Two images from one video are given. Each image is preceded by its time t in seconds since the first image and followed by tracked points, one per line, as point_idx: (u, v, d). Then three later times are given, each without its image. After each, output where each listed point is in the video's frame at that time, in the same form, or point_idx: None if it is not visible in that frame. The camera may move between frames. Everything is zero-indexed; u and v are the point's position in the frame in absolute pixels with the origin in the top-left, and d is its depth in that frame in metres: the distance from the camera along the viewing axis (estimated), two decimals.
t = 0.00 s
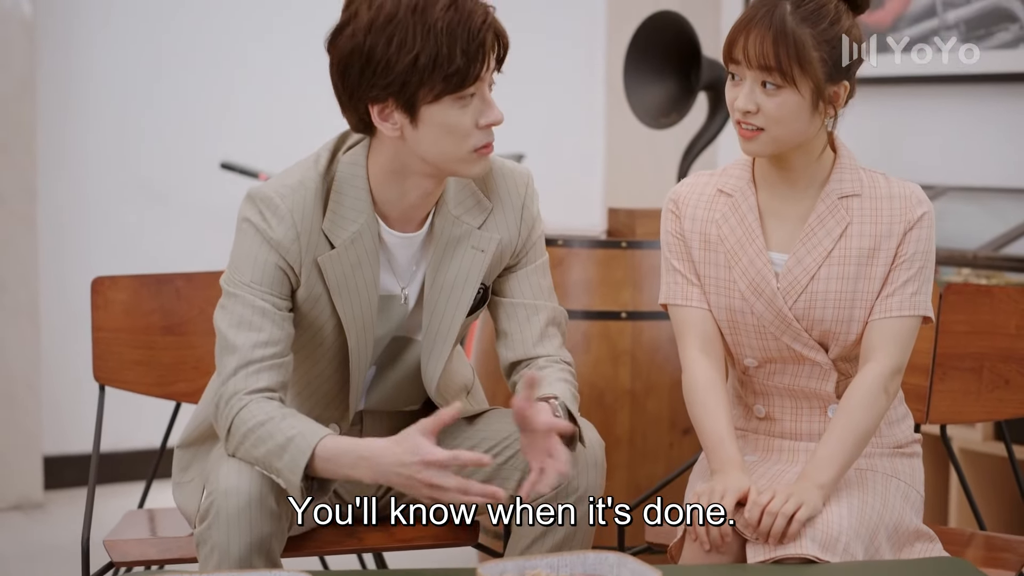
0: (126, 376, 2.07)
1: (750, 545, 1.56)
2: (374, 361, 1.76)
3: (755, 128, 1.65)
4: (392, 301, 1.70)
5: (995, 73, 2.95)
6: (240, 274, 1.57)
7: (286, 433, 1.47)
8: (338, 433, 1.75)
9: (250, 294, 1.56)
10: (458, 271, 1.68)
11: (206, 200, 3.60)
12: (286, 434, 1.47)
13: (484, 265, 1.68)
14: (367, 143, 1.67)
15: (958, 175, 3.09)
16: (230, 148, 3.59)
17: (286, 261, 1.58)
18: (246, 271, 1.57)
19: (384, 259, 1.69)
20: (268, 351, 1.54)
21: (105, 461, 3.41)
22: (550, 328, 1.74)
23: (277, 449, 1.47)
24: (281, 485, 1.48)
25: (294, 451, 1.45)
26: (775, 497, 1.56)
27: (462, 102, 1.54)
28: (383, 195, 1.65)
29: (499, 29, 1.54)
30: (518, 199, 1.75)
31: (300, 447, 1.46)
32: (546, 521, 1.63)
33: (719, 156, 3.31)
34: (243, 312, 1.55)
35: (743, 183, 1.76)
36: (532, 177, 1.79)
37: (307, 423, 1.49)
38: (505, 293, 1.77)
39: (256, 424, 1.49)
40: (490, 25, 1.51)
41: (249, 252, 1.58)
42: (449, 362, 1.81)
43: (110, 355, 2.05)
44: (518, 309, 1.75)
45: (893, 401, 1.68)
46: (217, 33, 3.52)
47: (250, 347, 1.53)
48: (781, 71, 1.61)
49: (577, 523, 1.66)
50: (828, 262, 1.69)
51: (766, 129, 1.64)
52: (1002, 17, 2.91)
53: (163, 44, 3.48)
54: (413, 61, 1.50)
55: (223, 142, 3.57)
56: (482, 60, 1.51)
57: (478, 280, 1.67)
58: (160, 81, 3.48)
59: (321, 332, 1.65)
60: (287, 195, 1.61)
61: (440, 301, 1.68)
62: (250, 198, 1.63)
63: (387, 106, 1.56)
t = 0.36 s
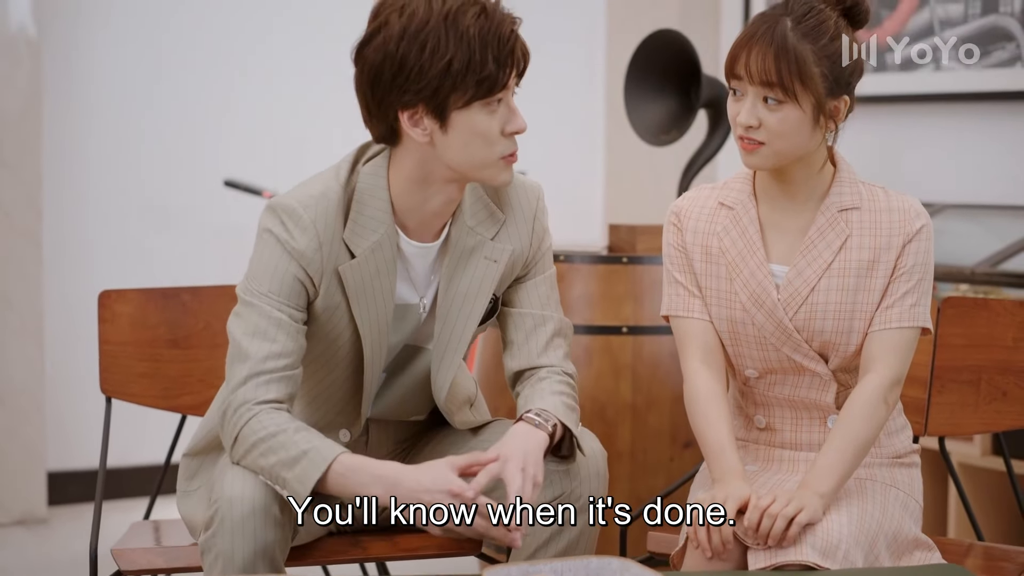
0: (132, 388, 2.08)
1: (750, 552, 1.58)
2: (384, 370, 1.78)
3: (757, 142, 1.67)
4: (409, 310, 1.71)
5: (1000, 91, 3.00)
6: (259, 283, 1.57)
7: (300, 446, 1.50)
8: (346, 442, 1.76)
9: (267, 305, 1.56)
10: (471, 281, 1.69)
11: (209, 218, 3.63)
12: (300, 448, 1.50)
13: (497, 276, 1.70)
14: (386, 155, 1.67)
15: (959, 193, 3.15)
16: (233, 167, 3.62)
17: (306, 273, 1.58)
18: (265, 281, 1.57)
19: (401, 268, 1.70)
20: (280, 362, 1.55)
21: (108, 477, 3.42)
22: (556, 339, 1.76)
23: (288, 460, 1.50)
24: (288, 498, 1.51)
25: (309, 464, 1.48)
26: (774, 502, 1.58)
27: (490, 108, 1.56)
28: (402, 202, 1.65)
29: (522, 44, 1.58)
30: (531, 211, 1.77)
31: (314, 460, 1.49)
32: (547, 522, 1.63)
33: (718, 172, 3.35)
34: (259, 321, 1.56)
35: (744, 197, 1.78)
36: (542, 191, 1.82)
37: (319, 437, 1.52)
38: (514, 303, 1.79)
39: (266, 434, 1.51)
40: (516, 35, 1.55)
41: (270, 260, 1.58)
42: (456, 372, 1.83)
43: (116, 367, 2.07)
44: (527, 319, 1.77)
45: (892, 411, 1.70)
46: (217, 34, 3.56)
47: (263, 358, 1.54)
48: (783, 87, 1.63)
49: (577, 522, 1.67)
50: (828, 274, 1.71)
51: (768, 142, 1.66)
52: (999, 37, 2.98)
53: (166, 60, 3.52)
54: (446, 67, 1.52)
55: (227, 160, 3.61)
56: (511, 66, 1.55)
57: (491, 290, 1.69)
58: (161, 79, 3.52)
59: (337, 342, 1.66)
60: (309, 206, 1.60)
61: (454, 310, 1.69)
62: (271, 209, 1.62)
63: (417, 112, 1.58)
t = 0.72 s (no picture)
0: (139, 397, 2.10)
1: (751, 554, 1.60)
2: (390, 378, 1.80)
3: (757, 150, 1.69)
4: (415, 320, 1.73)
5: (999, 107, 3.04)
6: (267, 291, 1.59)
7: (312, 450, 1.51)
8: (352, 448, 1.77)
9: (274, 312, 1.58)
10: (478, 291, 1.71)
11: (212, 230, 3.66)
12: (312, 451, 1.51)
13: (502, 285, 1.72)
14: (392, 166, 1.69)
15: (956, 204, 3.18)
16: (236, 180, 3.65)
17: (313, 280, 1.60)
18: (273, 288, 1.59)
19: (407, 278, 1.72)
20: (290, 368, 1.57)
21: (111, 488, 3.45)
22: (560, 347, 1.79)
23: (300, 463, 1.51)
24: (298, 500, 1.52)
25: (321, 467, 1.50)
26: (775, 504, 1.60)
27: (495, 125, 1.59)
28: (407, 213, 1.67)
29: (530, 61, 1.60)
30: (535, 220, 1.79)
31: (326, 464, 1.50)
32: (547, 521, 1.62)
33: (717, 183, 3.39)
34: (267, 327, 1.58)
35: (745, 205, 1.81)
36: (546, 201, 1.84)
37: (330, 441, 1.53)
38: (519, 312, 1.81)
39: (276, 438, 1.53)
40: (522, 52, 1.57)
41: (277, 268, 1.60)
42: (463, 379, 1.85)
43: (122, 376, 2.09)
44: (532, 327, 1.79)
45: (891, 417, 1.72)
46: (217, 35, 3.59)
47: (272, 364, 1.56)
48: (784, 97, 1.65)
49: (577, 522, 1.69)
50: (827, 281, 1.73)
51: (768, 151, 1.68)
52: (995, 51, 3.03)
53: (167, 69, 3.55)
54: (451, 83, 1.55)
55: (228, 172, 3.64)
56: (515, 85, 1.57)
57: (497, 300, 1.71)
58: (160, 74, 3.54)
59: (344, 349, 1.68)
60: (317, 216, 1.63)
61: (461, 319, 1.71)
62: (278, 217, 1.64)
63: (422, 127, 1.60)
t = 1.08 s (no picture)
0: (145, 403, 2.12)
1: (751, 556, 1.63)
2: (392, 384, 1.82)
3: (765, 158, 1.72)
4: (414, 326, 1.75)
5: (993, 118, 3.07)
6: (270, 296, 1.62)
7: (314, 452, 1.54)
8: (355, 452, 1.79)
9: (276, 317, 1.60)
10: (478, 297, 1.73)
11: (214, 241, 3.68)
12: (314, 453, 1.54)
13: (502, 292, 1.74)
14: (392, 174, 1.72)
15: (954, 214, 3.21)
16: (237, 190, 3.68)
17: (314, 285, 1.62)
18: (275, 293, 1.61)
19: (406, 285, 1.74)
20: (292, 372, 1.59)
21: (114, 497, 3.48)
22: (560, 352, 1.81)
23: (302, 465, 1.54)
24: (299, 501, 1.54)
25: (322, 469, 1.52)
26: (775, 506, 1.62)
27: (490, 132, 1.61)
28: (407, 220, 1.69)
29: (525, 68, 1.63)
30: (535, 228, 1.82)
31: (328, 466, 1.52)
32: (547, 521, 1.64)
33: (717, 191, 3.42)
34: (269, 332, 1.60)
35: (745, 212, 1.83)
36: (545, 209, 1.86)
37: (333, 443, 1.55)
38: (520, 318, 1.83)
39: (279, 441, 1.55)
40: (517, 60, 1.60)
41: (279, 274, 1.62)
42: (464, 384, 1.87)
43: (127, 382, 2.11)
44: (532, 333, 1.81)
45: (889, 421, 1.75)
46: (217, 36, 3.62)
47: (275, 368, 1.58)
48: (792, 107, 1.68)
49: (577, 523, 1.71)
50: (827, 287, 1.75)
51: (775, 160, 1.71)
52: (991, 64, 3.07)
53: (165, 72, 3.58)
54: (445, 92, 1.57)
55: (229, 182, 3.67)
56: (509, 92, 1.59)
57: (497, 306, 1.73)
58: (160, 73, 3.57)
59: (346, 355, 1.70)
60: (318, 222, 1.65)
61: (461, 325, 1.73)
62: (281, 225, 1.67)
63: (418, 134, 1.62)
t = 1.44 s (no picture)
0: (148, 407, 2.15)
1: (751, 556, 1.64)
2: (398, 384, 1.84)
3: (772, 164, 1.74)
4: (424, 325, 1.77)
5: (988, 127, 3.10)
6: (286, 293, 1.64)
7: (326, 447, 1.55)
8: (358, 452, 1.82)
9: (293, 313, 1.63)
10: (485, 300, 1.76)
11: (217, 250, 3.71)
12: (326, 448, 1.55)
13: (510, 294, 1.76)
14: (411, 175, 1.73)
15: (949, 225, 3.24)
16: (239, 199, 3.71)
17: (331, 282, 1.65)
18: (292, 289, 1.64)
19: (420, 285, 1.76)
20: (308, 368, 1.62)
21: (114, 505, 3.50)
22: (562, 355, 1.83)
23: (316, 460, 1.55)
24: (312, 495, 1.56)
25: (334, 464, 1.54)
26: (774, 506, 1.65)
27: (516, 136, 1.64)
28: (425, 219, 1.71)
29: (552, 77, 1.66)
30: (543, 235, 1.84)
31: (339, 461, 1.54)
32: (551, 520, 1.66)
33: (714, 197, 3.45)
34: (286, 329, 1.62)
35: (743, 217, 1.86)
36: (552, 217, 1.88)
37: (345, 439, 1.57)
38: (525, 320, 1.85)
39: (294, 434, 1.57)
40: (544, 69, 1.64)
41: (296, 270, 1.65)
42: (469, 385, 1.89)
43: (132, 388, 2.14)
44: (536, 335, 1.84)
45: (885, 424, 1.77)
46: (217, 35, 3.66)
47: (292, 363, 1.61)
48: (802, 113, 1.70)
49: (577, 523, 1.76)
50: (824, 291, 1.78)
51: (783, 165, 1.73)
52: (986, 74, 3.10)
53: (165, 71, 3.61)
54: (476, 92, 1.60)
55: (230, 181, 3.70)
56: (537, 98, 1.63)
57: (505, 309, 1.76)
58: (159, 76, 3.61)
59: (358, 353, 1.73)
60: (337, 220, 1.68)
61: (469, 328, 1.75)
62: (300, 222, 1.70)
63: (445, 132, 1.65)
